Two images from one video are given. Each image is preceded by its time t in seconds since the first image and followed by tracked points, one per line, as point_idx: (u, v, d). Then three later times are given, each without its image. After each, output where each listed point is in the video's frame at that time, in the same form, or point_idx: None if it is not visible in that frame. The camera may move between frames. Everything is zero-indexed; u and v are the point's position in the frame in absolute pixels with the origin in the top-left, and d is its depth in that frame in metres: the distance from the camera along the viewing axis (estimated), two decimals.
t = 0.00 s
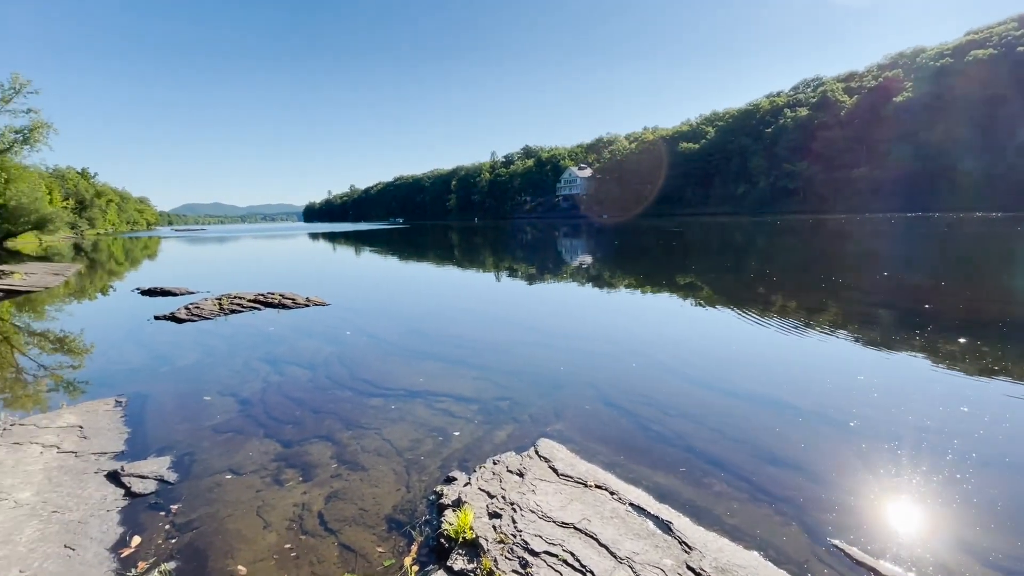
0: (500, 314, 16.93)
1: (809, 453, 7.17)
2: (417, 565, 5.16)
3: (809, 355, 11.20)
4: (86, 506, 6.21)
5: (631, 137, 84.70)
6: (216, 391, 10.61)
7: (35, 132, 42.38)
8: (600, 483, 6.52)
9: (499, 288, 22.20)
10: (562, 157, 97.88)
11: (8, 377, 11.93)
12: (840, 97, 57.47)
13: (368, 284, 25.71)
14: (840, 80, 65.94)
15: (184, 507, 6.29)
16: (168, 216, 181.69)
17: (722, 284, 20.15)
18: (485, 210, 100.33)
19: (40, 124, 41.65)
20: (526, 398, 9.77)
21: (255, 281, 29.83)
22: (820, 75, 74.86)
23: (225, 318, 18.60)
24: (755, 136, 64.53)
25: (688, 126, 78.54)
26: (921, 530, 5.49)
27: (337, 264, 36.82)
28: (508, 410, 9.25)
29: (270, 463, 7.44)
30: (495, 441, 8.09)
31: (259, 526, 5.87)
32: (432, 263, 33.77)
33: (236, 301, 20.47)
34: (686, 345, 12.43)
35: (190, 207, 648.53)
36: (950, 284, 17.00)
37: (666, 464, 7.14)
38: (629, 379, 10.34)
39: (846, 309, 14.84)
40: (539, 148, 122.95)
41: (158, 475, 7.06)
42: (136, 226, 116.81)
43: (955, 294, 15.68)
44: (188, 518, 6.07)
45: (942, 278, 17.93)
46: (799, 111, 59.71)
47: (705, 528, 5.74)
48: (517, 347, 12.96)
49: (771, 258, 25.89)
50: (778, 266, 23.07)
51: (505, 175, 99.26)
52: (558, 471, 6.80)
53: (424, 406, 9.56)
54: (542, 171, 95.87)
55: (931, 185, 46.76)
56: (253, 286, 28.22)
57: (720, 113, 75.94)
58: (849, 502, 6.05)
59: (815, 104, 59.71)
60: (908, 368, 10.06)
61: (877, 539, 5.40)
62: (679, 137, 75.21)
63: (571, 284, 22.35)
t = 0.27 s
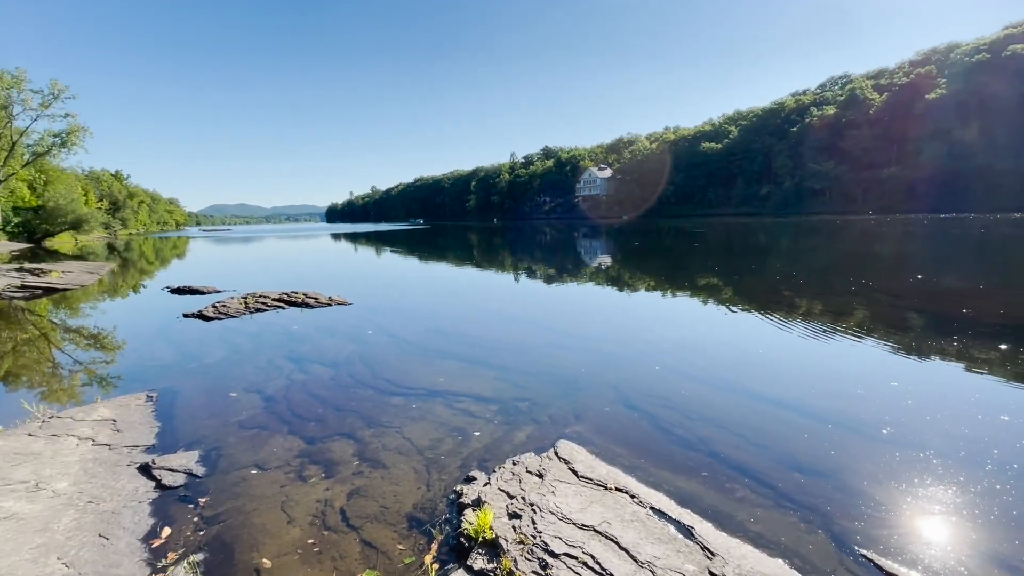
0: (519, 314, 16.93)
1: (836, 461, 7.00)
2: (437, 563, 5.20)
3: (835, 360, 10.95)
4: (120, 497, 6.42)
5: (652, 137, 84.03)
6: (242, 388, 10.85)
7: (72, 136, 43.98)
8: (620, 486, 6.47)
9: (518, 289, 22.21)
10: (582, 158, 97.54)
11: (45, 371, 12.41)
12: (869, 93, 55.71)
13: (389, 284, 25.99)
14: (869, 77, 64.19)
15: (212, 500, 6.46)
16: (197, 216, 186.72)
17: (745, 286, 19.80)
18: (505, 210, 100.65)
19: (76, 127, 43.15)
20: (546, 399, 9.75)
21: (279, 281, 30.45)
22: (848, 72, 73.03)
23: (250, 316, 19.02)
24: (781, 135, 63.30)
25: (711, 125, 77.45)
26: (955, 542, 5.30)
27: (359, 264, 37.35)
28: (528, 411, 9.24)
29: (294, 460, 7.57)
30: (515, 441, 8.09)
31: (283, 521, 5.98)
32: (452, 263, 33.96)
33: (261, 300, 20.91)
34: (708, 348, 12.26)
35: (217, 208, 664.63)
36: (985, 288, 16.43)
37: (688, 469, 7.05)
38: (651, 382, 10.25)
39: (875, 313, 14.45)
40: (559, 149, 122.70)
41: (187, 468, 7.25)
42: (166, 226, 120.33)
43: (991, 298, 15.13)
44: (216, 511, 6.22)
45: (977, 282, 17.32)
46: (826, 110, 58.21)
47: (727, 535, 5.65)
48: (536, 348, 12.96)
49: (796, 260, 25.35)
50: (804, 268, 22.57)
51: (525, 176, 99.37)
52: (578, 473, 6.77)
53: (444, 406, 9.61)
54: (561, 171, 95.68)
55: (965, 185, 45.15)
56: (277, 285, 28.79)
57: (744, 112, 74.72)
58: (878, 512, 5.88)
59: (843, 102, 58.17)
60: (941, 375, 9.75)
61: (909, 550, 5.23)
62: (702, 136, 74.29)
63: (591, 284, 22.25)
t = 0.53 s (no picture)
0: (537, 315, 16.91)
1: (864, 468, 6.81)
2: (456, 562, 5.22)
3: (863, 364, 10.67)
4: (150, 490, 6.61)
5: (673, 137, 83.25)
6: (266, 385, 11.07)
7: (106, 139, 45.47)
8: (641, 490, 6.40)
9: (536, 289, 22.17)
10: (601, 158, 96.96)
11: (79, 366, 12.85)
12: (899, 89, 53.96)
13: (409, 284, 26.19)
14: (900, 74, 62.35)
15: (237, 495, 6.60)
16: (223, 217, 191.29)
17: (768, 288, 19.42)
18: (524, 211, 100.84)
19: (110, 130, 44.65)
20: (565, 400, 9.72)
21: (302, 280, 31.02)
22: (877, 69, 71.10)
23: (274, 315, 19.39)
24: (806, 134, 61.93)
25: (734, 124, 76.23)
26: (992, 554, 5.10)
27: (379, 264, 37.76)
28: (547, 412, 9.22)
29: (316, 456, 7.69)
30: (533, 442, 8.07)
31: (305, 516, 6.08)
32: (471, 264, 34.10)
33: (284, 299, 21.32)
34: (730, 351, 12.06)
35: (243, 209, 679.39)
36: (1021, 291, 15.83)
37: (710, 473, 6.93)
38: (671, 384, 10.13)
39: (905, 316, 14.03)
40: (578, 150, 122.20)
41: (213, 462, 7.42)
42: (193, 227, 123.50)
43: None
44: (241, 505, 6.36)
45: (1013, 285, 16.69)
46: (854, 108, 56.58)
47: (751, 541, 5.54)
48: (554, 349, 12.92)
49: (821, 261, 24.78)
50: (829, 270, 22.01)
51: (544, 176, 99.28)
52: (598, 476, 6.72)
53: (463, 405, 9.66)
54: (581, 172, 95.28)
55: (1002, 185, 43.53)
56: (300, 284, 29.35)
57: (768, 111, 73.34)
58: (909, 522, 5.70)
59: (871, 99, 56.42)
60: (975, 381, 9.43)
61: (942, 562, 5.04)
62: (724, 136, 73.27)
63: (610, 286, 22.09)
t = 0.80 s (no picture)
0: (555, 316, 16.85)
1: (894, 477, 6.60)
2: (474, 562, 5.24)
3: (891, 370, 10.37)
4: (177, 484, 6.78)
5: (693, 138, 82.50)
6: (289, 383, 11.25)
7: (137, 142, 46.87)
8: (661, 493, 6.33)
9: (554, 291, 22.12)
10: (620, 158, 96.29)
11: (110, 362, 13.25)
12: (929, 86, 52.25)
13: (427, 284, 26.35)
14: (930, 70, 60.47)
15: (260, 490, 6.72)
16: (247, 218, 195.31)
17: (791, 290, 19.02)
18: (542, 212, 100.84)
19: (141, 134, 46.05)
20: (583, 402, 9.66)
21: (323, 280, 31.50)
22: (908, 66, 69.07)
23: (296, 314, 19.71)
24: (831, 133, 60.53)
25: (757, 124, 74.95)
26: None
27: (399, 264, 38.10)
28: (565, 413, 9.18)
29: (337, 454, 7.80)
30: (552, 444, 8.04)
31: (325, 513, 6.16)
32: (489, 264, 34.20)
33: (306, 298, 21.67)
34: (753, 354, 11.86)
35: (266, 209, 692.38)
36: None
37: (733, 479, 6.82)
38: (691, 387, 10.00)
39: (935, 320, 13.59)
40: (597, 150, 121.55)
41: (238, 458, 7.58)
42: (218, 228, 126.35)
43: None
44: (263, 500, 6.47)
45: None
46: (883, 105, 54.83)
47: (774, 548, 5.44)
48: (572, 350, 12.85)
49: (847, 263, 24.18)
50: (855, 273, 21.45)
51: (563, 177, 99.10)
52: (617, 479, 6.66)
53: (481, 405, 9.68)
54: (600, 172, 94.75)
55: None
56: (321, 284, 29.80)
57: (792, 110, 71.90)
58: (941, 532, 5.51)
59: (900, 96, 54.64)
60: (1010, 388, 9.08)
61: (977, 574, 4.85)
62: (745, 136, 72.19)
63: (628, 287, 21.90)
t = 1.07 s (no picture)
0: (573, 317, 16.78)
1: (922, 486, 6.41)
2: (491, 562, 5.23)
3: (920, 375, 10.07)
4: (201, 478, 6.93)
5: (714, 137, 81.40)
6: (309, 381, 11.40)
7: (164, 144, 48.08)
8: (680, 498, 6.24)
9: (571, 292, 22.04)
10: (639, 159, 95.49)
11: (138, 359, 13.60)
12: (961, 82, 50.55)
13: (444, 285, 26.46)
14: (963, 66, 58.54)
15: (281, 486, 6.83)
16: (269, 218, 198.88)
17: (814, 293, 18.61)
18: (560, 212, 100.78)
19: (169, 136, 47.25)
20: (601, 403, 9.59)
21: (343, 280, 31.89)
22: (938, 62, 67.01)
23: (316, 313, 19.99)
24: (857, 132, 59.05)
25: (779, 123, 73.62)
26: None
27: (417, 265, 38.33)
28: (582, 415, 9.12)
29: (356, 452, 7.88)
30: (569, 446, 8.00)
31: (344, 510, 6.23)
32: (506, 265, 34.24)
33: (327, 298, 21.97)
34: (775, 357, 11.65)
35: (288, 210, 704.46)
36: None
37: (753, 484, 6.69)
38: (711, 390, 9.86)
39: (966, 325, 13.15)
40: (616, 150, 120.70)
41: (259, 454, 7.71)
42: (242, 228, 128.98)
43: None
44: (284, 497, 6.58)
45: None
46: (912, 104, 52.96)
47: (798, 557, 5.31)
48: (590, 351, 12.79)
49: (873, 265, 23.55)
50: (881, 275, 20.86)
51: (580, 177, 98.70)
52: (635, 482, 6.60)
53: (498, 406, 9.68)
54: (618, 172, 94.11)
55: None
56: (341, 284, 30.17)
57: (817, 108, 70.40)
58: (973, 544, 5.32)
59: (930, 94, 52.97)
60: None
61: None
62: (767, 135, 71.00)
63: (646, 288, 21.68)
